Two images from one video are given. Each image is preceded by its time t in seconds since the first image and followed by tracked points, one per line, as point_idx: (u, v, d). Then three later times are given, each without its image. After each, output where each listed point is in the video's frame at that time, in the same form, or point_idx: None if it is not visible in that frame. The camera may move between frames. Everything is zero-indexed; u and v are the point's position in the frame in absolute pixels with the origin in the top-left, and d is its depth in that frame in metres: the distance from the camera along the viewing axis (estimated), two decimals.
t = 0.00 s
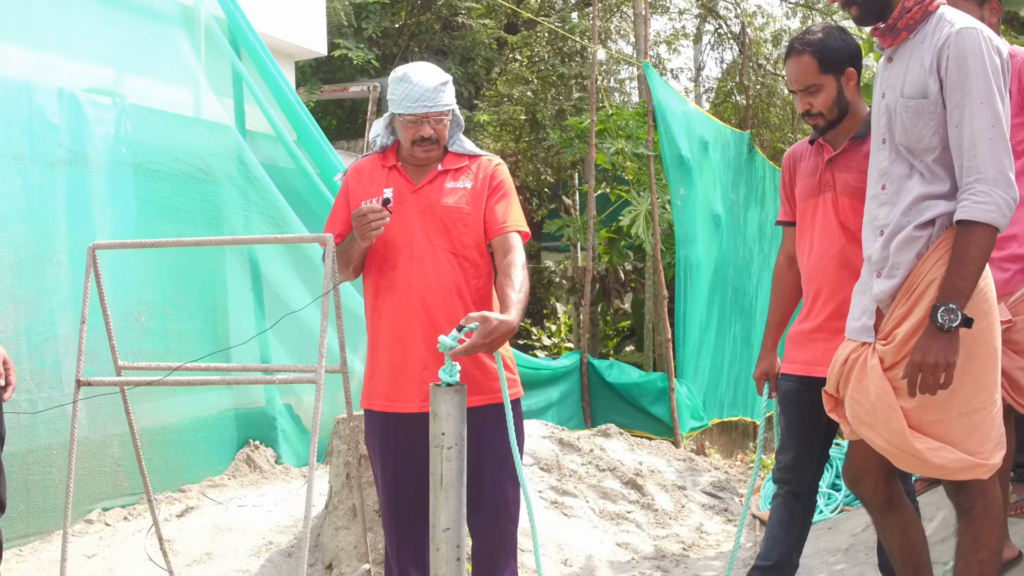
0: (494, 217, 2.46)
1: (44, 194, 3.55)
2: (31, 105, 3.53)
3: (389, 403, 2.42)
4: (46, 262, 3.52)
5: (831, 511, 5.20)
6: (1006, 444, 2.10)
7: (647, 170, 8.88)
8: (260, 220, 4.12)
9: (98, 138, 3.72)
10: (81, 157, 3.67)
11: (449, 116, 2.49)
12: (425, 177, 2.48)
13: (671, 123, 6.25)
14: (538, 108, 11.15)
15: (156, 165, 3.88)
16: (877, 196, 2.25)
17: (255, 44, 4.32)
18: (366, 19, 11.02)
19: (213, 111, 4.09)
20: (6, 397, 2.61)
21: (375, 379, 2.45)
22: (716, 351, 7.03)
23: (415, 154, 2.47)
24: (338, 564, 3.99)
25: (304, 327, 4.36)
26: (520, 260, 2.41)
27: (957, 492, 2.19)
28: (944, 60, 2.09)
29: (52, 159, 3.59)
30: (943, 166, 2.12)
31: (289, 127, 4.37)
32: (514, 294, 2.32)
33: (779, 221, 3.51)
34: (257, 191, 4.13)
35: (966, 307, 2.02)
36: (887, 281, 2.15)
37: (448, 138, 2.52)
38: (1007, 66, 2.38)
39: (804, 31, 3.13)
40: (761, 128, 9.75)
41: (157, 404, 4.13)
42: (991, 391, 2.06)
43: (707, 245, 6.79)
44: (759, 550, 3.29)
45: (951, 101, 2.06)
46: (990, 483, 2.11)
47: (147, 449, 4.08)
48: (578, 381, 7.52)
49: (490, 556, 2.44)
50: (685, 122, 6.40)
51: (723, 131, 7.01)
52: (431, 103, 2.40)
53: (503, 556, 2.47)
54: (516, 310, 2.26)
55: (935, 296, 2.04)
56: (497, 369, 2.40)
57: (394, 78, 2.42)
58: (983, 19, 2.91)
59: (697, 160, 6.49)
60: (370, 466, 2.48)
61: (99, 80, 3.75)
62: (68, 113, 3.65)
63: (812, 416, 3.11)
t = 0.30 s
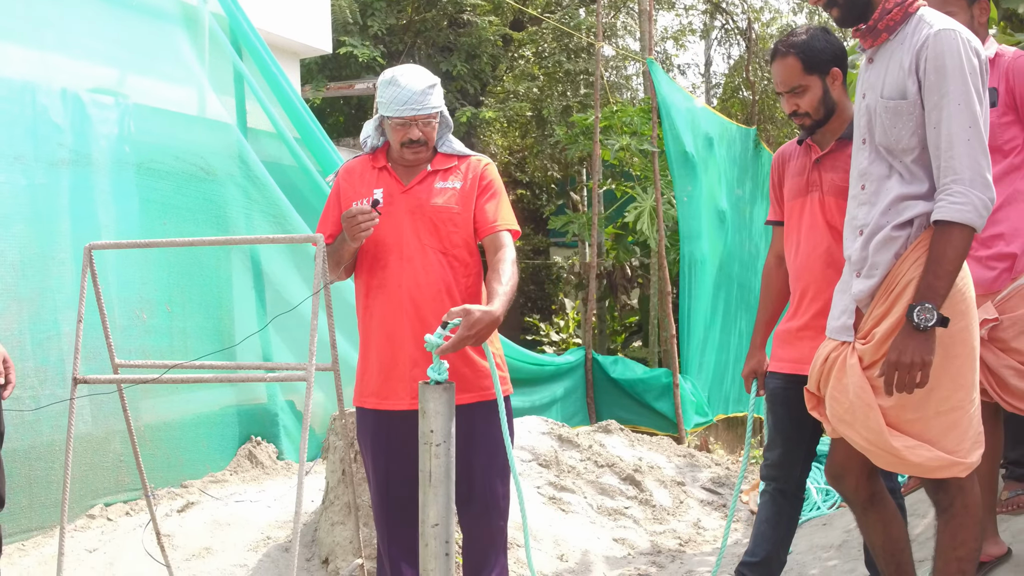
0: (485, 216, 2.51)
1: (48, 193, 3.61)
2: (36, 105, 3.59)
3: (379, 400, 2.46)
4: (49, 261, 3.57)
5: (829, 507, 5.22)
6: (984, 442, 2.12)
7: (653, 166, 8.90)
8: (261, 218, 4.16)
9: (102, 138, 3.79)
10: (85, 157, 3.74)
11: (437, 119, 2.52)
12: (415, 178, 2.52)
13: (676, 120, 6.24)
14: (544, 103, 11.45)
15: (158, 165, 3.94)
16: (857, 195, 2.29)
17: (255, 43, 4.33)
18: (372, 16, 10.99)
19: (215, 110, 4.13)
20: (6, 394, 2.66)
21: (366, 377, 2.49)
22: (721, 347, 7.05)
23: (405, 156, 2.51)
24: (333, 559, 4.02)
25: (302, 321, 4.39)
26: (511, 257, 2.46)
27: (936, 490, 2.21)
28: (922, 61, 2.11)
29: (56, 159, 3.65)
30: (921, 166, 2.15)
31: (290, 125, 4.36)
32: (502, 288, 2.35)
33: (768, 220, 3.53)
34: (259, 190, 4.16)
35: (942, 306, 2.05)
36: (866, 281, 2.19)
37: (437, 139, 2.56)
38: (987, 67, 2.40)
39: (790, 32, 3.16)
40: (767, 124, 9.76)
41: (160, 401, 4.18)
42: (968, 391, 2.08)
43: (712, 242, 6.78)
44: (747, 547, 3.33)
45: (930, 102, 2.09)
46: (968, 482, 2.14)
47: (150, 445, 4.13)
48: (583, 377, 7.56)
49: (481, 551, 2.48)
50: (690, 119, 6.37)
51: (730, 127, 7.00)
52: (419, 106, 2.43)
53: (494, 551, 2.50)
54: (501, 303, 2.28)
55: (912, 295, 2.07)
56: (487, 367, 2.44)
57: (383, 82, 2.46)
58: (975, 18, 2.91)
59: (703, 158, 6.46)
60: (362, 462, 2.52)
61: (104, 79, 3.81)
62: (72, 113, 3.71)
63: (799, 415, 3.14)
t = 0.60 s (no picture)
0: (477, 216, 2.55)
1: (52, 193, 3.66)
2: (39, 106, 3.65)
3: (372, 399, 2.50)
4: (53, 261, 3.63)
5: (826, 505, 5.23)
6: (964, 441, 2.16)
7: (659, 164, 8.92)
8: (262, 218, 4.21)
9: (104, 138, 3.84)
10: (88, 157, 3.79)
11: (425, 122, 2.56)
12: (405, 179, 2.56)
13: (680, 117, 6.23)
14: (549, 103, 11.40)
15: (159, 164, 3.99)
16: (839, 196, 2.33)
17: (256, 44, 4.39)
18: (377, 15, 10.99)
19: (216, 110, 4.18)
20: (4, 391, 2.68)
21: (359, 376, 2.53)
22: (725, 344, 7.08)
23: (394, 159, 2.56)
24: (330, 554, 4.06)
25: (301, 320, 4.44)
26: (503, 256, 2.49)
27: (917, 488, 2.24)
28: (901, 62, 2.14)
29: (59, 159, 3.70)
30: (901, 167, 2.18)
31: (291, 124, 4.40)
32: (484, 275, 2.38)
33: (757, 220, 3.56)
34: (259, 190, 4.21)
35: (921, 306, 2.08)
36: (847, 281, 2.23)
37: (425, 142, 2.60)
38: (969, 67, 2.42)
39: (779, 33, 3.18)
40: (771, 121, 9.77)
41: (162, 399, 4.24)
42: (947, 390, 2.12)
43: (716, 239, 6.77)
44: (737, 543, 3.38)
45: (909, 103, 2.11)
46: (948, 480, 2.17)
47: (152, 442, 4.19)
48: (587, 374, 7.61)
49: (472, 546, 2.52)
50: (694, 117, 6.37)
51: (734, 125, 6.99)
52: (406, 110, 2.47)
53: (485, 546, 2.55)
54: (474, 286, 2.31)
55: (890, 295, 2.11)
56: (478, 366, 2.48)
57: (371, 86, 2.50)
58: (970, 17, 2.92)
59: (706, 156, 6.45)
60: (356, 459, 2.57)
61: (107, 80, 3.87)
62: (75, 114, 3.77)
63: (786, 413, 3.17)
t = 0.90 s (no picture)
0: (475, 210, 2.60)
1: (59, 190, 3.72)
2: (47, 105, 3.70)
3: (373, 394, 2.55)
4: (61, 258, 3.69)
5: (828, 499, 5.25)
6: (953, 434, 2.19)
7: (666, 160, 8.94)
8: (268, 215, 4.26)
9: (111, 136, 3.90)
10: (95, 155, 3.85)
11: (418, 110, 2.62)
12: (402, 176, 2.60)
13: (686, 114, 6.23)
14: (557, 99, 11.58)
15: (165, 162, 4.05)
16: (829, 193, 2.36)
17: (261, 43, 4.44)
18: (384, 13, 10.92)
19: (222, 109, 4.24)
20: (8, 384, 2.76)
21: (360, 372, 2.57)
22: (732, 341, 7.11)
23: (387, 148, 2.59)
24: (332, 547, 4.10)
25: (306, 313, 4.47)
26: (500, 249, 2.54)
27: (907, 481, 2.27)
28: (890, 60, 2.16)
29: (66, 157, 3.76)
30: (890, 164, 2.21)
31: (295, 121, 4.44)
32: (474, 263, 2.42)
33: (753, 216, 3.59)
34: (265, 186, 4.26)
35: (909, 301, 2.10)
36: (837, 276, 2.26)
37: (421, 138, 2.65)
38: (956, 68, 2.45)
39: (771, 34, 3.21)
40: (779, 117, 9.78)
41: (170, 395, 4.30)
42: (935, 384, 2.15)
43: (722, 235, 6.75)
44: (733, 537, 3.41)
45: (897, 101, 2.14)
46: (937, 473, 2.19)
47: (158, 437, 4.25)
48: (593, 370, 7.65)
49: (472, 539, 2.57)
50: (700, 114, 6.35)
51: (741, 121, 6.97)
52: (398, 96, 2.54)
53: (484, 539, 2.59)
54: (460, 271, 2.35)
55: (879, 291, 2.14)
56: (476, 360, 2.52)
57: (366, 77, 2.58)
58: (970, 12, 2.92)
59: (713, 153, 6.44)
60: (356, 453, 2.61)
61: (115, 79, 3.93)
62: (83, 113, 3.82)
63: (783, 408, 3.20)
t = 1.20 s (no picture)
0: (475, 200, 2.64)
1: (68, 185, 3.78)
2: (55, 101, 3.76)
3: (376, 383, 2.60)
4: (70, 251, 3.75)
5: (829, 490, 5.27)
6: (944, 422, 2.22)
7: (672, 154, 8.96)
8: (275, 208, 4.32)
9: (120, 131, 3.96)
10: (104, 150, 3.91)
11: (416, 101, 2.67)
12: (402, 169, 2.65)
13: (693, 108, 6.21)
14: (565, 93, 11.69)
15: (172, 156, 4.10)
16: (823, 184, 2.39)
17: (268, 38, 4.52)
18: (392, 8, 10.93)
19: (229, 104, 4.30)
20: (14, 373, 2.84)
21: (362, 362, 2.63)
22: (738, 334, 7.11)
23: (385, 137, 2.64)
24: (337, 536, 4.16)
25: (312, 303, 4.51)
26: (499, 238, 2.58)
27: (899, 469, 2.30)
28: (880, 53, 2.19)
29: (75, 152, 3.82)
30: (882, 155, 2.25)
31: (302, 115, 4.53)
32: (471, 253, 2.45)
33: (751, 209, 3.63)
34: (272, 180, 4.33)
35: (899, 291, 2.14)
36: (829, 266, 2.30)
37: (420, 129, 2.69)
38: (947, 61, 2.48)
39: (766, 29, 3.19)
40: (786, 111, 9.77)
41: (178, 387, 4.37)
42: (926, 372, 2.18)
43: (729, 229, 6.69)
44: (731, 526, 3.46)
45: (888, 93, 2.17)
46: (928, 461, 2.23)
47: (166, 428, 4.32)
48: (601, 363, 7.69)
49: (472, 526, 2.61)
50: (707, 107, 6.32)
51: (748, 115, 6.86)
52: (395, 85, 2.60)
53: (485, 527, 2.63)
54: (456, 260, 2.39)
55: (870, 280, 2.18)
56: (476, 349, 2.57)
57: (365, 69, 2.65)
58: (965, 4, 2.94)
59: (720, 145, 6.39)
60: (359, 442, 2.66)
61: (124, 75, 4.00)
62: (91, 108, 3.88)
63: (779, 397, 3.25)
